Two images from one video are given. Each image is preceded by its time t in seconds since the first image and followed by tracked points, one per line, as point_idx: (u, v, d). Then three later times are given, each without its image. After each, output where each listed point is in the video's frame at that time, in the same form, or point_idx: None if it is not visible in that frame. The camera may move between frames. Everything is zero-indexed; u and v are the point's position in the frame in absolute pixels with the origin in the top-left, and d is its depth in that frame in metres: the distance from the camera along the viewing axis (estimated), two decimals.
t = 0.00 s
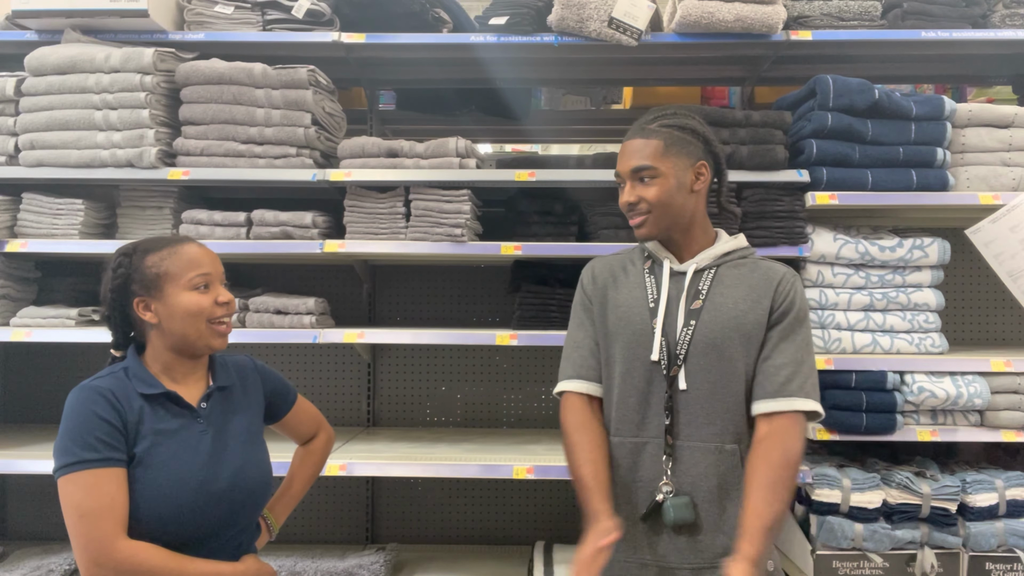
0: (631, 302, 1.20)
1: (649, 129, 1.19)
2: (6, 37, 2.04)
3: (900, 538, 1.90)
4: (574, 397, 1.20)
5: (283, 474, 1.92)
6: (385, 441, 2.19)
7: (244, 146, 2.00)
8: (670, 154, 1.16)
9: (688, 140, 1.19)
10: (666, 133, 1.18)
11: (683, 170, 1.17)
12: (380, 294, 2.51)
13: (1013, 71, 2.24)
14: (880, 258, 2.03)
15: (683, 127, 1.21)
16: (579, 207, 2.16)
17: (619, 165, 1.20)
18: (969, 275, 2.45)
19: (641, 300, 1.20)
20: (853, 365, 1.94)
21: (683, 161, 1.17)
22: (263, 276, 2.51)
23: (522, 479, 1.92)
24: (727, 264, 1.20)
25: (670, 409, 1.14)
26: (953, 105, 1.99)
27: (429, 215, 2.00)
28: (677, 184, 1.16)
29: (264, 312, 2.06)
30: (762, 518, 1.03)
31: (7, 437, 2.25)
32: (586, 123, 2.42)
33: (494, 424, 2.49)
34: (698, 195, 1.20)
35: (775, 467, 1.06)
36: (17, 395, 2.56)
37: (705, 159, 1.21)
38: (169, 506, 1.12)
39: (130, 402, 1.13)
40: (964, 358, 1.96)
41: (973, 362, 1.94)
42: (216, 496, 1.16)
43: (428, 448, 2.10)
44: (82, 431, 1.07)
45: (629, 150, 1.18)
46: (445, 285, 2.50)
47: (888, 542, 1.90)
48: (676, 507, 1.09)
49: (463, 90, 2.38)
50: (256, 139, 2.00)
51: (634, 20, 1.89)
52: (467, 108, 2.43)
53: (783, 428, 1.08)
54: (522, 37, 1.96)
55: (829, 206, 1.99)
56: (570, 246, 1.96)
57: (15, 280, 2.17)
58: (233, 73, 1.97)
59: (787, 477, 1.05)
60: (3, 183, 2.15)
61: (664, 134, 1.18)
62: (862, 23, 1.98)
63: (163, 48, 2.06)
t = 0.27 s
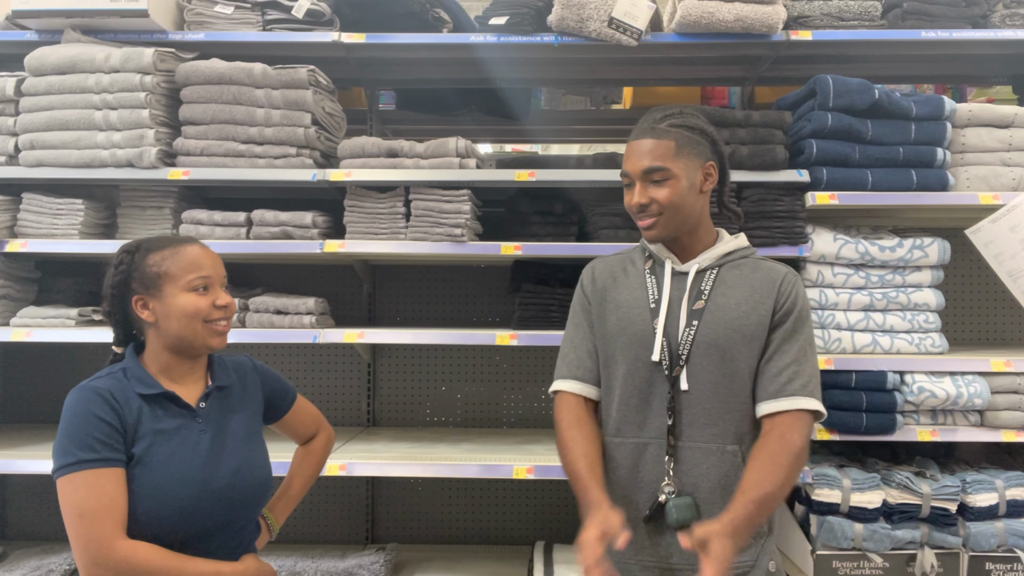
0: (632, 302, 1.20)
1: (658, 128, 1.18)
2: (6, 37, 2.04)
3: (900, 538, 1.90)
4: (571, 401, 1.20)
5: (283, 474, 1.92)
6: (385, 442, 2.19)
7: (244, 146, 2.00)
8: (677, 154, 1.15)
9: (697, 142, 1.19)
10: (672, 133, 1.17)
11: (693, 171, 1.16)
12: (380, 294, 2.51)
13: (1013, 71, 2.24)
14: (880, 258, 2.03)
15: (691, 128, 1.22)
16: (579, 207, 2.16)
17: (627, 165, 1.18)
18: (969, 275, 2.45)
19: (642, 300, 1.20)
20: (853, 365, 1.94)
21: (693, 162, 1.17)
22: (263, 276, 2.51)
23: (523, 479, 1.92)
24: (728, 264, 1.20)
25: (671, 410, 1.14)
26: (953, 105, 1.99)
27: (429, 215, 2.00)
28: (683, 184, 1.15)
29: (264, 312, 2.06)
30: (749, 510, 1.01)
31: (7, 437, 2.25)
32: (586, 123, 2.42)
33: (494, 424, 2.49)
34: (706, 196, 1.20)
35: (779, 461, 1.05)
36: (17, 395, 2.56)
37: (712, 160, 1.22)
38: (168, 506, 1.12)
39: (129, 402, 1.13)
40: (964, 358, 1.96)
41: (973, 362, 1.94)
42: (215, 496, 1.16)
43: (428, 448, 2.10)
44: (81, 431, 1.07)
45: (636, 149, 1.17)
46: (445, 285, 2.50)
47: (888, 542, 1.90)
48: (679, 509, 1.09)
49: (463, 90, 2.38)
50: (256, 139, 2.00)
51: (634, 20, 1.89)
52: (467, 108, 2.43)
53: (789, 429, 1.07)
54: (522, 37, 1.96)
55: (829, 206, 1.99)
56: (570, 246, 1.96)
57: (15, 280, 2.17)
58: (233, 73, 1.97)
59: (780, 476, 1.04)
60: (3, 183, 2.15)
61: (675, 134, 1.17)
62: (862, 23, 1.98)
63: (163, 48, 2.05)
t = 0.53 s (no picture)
0: (631, 306, 1.20)
1: (653, 125, 1.18)
2: (6, 37, 2.04)
3: (900, 538, 1.90)
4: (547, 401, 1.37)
5: (283, 474, 1.92)
6: (385, 442, 2.19)
7: (244, 146, 2.00)
8: (674, 152, 1.15)
9: (694, 137, 1.19)
10: (669, 130, 1.17)
11: (690, 167, 1.16)
12: (380, 294, 2.51)
13: (1013, 71, 2.24)
14: (880, 258, 2.03)
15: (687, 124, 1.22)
16: (580, 207, 2.16)
17: (623, 163, 1.18)
18: (970, 275, 2.45)
19: (641, 304, 1.20)
20: (853, 365, 1.94)
21: (689, 158, 1.17)
22: (263, 276, 2.51)
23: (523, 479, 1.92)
24: (729, 265, 1.20)
25: (673, 414, 1.14)
26: (953, 105, 1.99)
27: (429, 215, 2.00)
28: (681, 183, 1.14)
29: (264, 312, 2.06)
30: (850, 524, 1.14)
31: (8, 437, 2.25)
32: (586, 123, 2.42)
33: (494, 424, 2.49)
34: (705, 192, 1.20)
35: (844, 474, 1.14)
36: (17, 395, 2.56)
37: (710, 156, 1.22)
38: (168, 506, 1.12)
39: (128, 403, 1.13)
40: (964, 358, 1.96)
41: (973, 362, 1.94)
42: (215, 496, 1.16)
43: (428, 448, 2.10)
44: (81, 431, 1.07)
45: (632, 147, 1.17)
46: (445, 285, 2.50)
47: (888, 542, 1.90)
48: (681, 516, 1.09)
49: (463, 90, 2.38)
50: (256, 139, 2.00)
51: (634, 20, 1.89)
52: (467, 108, 2.43)
53: (841, 438, 1.16)
54: (522, 37, 1.96)
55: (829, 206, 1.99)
56: (570, 246, 1.96)
57: (15, 281, 2.17)
58: (233, 73, 1.97)
59: (855, 485, 1.15)
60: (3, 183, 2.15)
61: (671, 129, 1.17)
62: (862, 24, 1.98)
63: (163, 48, 2.05)
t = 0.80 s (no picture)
0: (628, 306, 1.19)
1: (669, 120, 1.17)
2: (6, 37, 2.04)
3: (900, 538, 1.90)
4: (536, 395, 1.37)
5: (283, 474, 1.92)
6: (385, 441, 2.20)
7: (244, 146, 2.00)
8: (683, 151, 1.15)
9: (705, 137, 1.20)
10: (681, 128, 1.17)
11: (700, 167, 1.17)
12: (380, 295, 2.51)
13: (1013, 71, 2.24)
14: (880, 258, 2.03)
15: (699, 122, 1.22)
16: (579, 207, 2.16)
17: (636, 158, 1.17)
18: (970, 275, 2.45)
19: (637, 305, 1.20)
20: (853, 365, 1.94)
21: (702, 157, 1.18)
22: (263, 276, 2.51)
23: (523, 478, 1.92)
24: (726, 265, 1.20)
25: (672, 415, 1.13)
26: (953, 105, 1.98)
27: (429, 215, 2.00)
28: (687, 183, 1.14)
29: (264, 312, 2.06)
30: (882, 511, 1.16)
31: (8, 437, 2.25)
32: (586, 123, 2.42)
33: (494, 424, 2.49)
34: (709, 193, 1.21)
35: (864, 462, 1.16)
36: (17, 395, 2.56)
37: (715, 158, 1.23)
38: (168, 505, 1.12)
39: (127, 403, 1.13)
40: (964, 358, 1.96)
41: (973, 362, 1.94)
42: (213, 496, 1.16)
43: (428, 448, 2.10)
44: (80, 431, 1.07)
45: (643, 141, 1.16)
46: (445, 285, 2.50)
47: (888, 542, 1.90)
48: (681, 517, 1.09)
49: (463, 90, 2.38)
50: (256, 139, 2.00)
51: (634, 20, 1.89)
52: (467, 108, 2.43)
53: (856, 427, 1.17)
54: (522, 37, 1.96)
55: (829, 206, 1.99)
56: (569, 246, 1.96)
57: (15, 281, 2.18)
58: (233, 73, 1.97)
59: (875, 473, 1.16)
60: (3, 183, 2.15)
61: (688, 126, 1.17)
62: (862, 23, 1.98)
63: (163, 48, 2.05)
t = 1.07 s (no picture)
0: (629, 303, 1.20)
1: (684, 119, 1.16)
2: (6, 37, 2.04)
3: (900, 539, 1.90)
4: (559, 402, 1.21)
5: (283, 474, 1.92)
6: (385, 442, 2.20)
7: (244, 146, 2.00)
8: (689, 150, 1.14)
9: (718, 141, 1.20)
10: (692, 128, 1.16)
11: (710, 169, 1.17)
12: (380, 294, 2.51)
13: (1013, 71, 2.24)
14: (880, 258, 2.03)
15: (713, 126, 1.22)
16: (580, 207, 2.16)
17: (645, 153, 1.17)
18: (970, 275, 2.45)
19: (638, 302, 1.20)
20: (853, 364, 1.94)
21: (712, 160, 1.17)
22: (263, 276, 2.51)
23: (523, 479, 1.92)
24: (724, 263, 1.21)
25: (671, 411, 1.14)
26: (953, 105, 1.99)
27: (429, 215, 2.00)
28: (689, 182, 1.14)
29: (264, 312, 2.06)
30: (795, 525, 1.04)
31: (8, 437, 2.25)
32: (586, 123, 2.42)
33: (494, 424, 2.49)
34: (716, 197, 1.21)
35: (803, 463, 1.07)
36: (17, 396, 2.56)
37: (725, 163, 1.23)
38: (168, 505, 1.12)
39: (128, 402, 1.13)
40: (964, 358, 1.96)
41: (973, 362, 1.94)
42: (213, 495, 1.16)
43: (429, 448, 2.10)
44: (80, 430, 1.07)
45: (653, 137, 1.16)
46: (445, 285, 2.50)
47: (888, 542, 1.90)
48: (678, 511, 1.10)
49: (463, 90, 2.38)
50: (256, 139, 2.00)
51: (634, 20, 1.89)
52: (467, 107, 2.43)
53: (801, 429, 1.08)
54: (522, 37, 1.96)
55: (829, 206, 1.99)
56: (570, 246, 1.96)
57: (15, 281, 2.18)
58: (233, 73, 1.97)
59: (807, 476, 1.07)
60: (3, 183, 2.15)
61: (703, 128, 1.17)
62: (862, 23, 1.98)
63: (162, 48, 2.05)
